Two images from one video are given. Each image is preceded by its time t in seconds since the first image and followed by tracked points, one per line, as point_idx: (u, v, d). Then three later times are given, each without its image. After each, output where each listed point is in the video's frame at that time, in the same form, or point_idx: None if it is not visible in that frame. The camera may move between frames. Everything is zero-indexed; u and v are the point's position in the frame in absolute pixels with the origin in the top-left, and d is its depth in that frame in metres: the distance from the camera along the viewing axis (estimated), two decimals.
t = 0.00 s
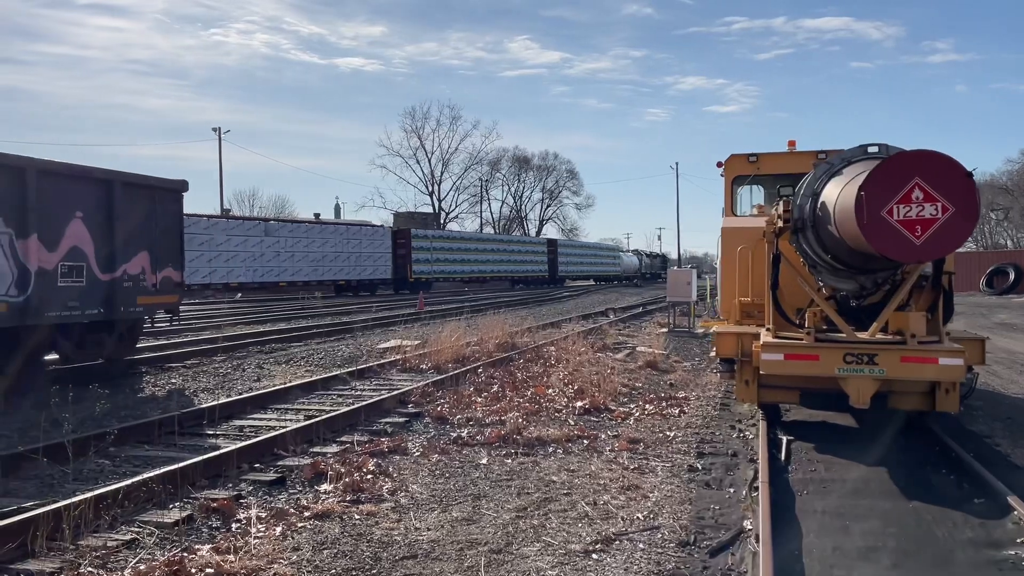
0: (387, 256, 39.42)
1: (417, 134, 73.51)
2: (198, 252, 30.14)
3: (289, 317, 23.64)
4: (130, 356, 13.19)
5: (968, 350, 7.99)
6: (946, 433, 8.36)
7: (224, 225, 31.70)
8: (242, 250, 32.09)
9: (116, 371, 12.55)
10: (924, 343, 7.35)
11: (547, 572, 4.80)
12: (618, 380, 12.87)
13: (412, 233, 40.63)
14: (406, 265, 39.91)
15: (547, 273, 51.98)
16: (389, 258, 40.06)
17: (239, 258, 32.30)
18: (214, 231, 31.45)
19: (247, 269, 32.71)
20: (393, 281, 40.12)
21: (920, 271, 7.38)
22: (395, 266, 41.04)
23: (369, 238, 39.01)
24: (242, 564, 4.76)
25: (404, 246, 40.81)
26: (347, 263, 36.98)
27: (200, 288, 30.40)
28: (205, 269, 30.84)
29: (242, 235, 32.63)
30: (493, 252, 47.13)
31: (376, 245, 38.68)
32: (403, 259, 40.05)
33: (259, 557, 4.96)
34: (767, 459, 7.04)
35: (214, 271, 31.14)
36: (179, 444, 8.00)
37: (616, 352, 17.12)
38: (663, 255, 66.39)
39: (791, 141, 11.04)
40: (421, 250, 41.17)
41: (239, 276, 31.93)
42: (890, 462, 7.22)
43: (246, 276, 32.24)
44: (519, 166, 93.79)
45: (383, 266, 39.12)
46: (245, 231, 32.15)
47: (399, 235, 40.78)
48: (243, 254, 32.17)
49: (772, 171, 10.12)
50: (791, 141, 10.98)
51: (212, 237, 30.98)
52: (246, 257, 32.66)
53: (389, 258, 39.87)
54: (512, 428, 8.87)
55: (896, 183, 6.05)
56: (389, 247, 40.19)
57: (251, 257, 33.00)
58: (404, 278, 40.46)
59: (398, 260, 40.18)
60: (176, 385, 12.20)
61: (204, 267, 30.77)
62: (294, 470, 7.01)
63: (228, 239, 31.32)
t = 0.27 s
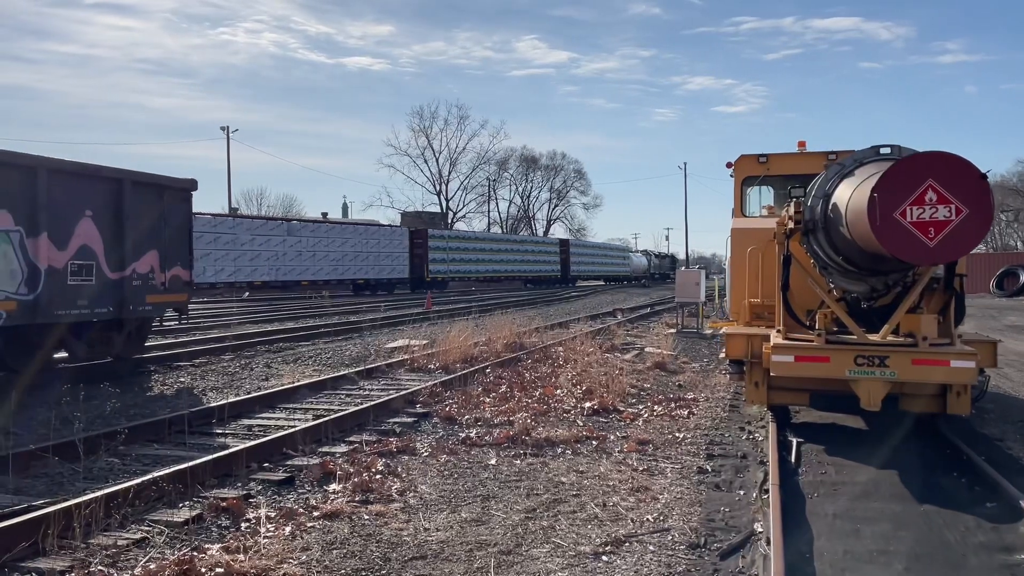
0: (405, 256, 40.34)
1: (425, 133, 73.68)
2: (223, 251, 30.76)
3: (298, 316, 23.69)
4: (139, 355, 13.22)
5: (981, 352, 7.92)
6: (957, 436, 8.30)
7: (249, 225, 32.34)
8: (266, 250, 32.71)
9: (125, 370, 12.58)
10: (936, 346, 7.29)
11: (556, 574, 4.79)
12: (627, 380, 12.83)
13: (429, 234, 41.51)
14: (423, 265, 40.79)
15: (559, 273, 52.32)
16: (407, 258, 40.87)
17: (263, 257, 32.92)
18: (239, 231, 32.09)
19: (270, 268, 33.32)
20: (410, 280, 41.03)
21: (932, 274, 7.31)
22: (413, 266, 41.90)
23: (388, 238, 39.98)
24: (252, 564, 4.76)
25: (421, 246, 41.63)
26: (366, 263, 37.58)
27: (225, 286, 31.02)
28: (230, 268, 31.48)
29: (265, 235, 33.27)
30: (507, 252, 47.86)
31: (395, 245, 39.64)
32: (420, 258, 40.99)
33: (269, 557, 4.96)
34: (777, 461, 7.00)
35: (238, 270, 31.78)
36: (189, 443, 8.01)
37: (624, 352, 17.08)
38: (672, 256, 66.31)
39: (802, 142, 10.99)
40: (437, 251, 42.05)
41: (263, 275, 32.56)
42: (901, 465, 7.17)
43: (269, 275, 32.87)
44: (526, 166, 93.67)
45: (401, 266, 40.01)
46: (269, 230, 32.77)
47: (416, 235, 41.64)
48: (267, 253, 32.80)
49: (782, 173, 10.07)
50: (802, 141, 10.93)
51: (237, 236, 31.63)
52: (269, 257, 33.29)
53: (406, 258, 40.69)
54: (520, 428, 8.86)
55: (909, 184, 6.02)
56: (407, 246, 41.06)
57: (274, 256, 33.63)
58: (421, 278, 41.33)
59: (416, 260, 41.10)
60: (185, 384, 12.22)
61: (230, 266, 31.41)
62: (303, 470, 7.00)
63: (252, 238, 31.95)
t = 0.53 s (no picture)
0: (422, 255, 41.30)
1: (433, 132, 73.88)
2: (247, 249, 31.74)
3: (306, 315, 23.76)
4: (148, 352, 13.27)
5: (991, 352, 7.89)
6: (966, 437, 8.27)
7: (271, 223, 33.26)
8: (288, 247, 33.60)
9: (134, 366, 12.64)
10: (946, 346, 7.27)
11: (566, 572, 4.79)
12: (634, 379, 12.82)
13: (445, 234, 42.42)
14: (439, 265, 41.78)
15: (570, 272, 52.60)
16: (423, 256, 41.82)
17: (285, 255, 33.82)
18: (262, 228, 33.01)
19: (291, 265, 34.21)
20: (427, 279, 42.00)
21: (943, 274, 7.28)
22: (429, 265, 42.80)
23: (405, 237, 40.98)
24: (263, 561, 4.78)
25: (437, 245, 42.51)
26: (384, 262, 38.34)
27: (248, 282, 31.91)
28: (253, 265, 32.41)
29: (287, 233, 34.19)
30: (520, 251, 48.56)
31: (412, 244, 40.63)
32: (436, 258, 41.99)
33: (279, 553, 4.98)
34: (786, 461, 6.99)
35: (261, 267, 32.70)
36: (199, 439, 8.05)
37: (631, 352, 17.08)
38: (679, 255, 66.27)
39: (812, 142, 10.96)
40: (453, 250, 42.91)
41: (285, 273, 33.56)
42: (910, 466, 7.15)
43: (292, 273, 33.88)
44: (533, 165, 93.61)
45: (417, 264, 41.02)
46: (291, 228, 33.65)
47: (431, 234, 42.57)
48: (289, 252, 33.79)
49: (791, 172, 10.06)
50: (811, 141, 10.89)
51: (261, 234, 32.56)
52: (290, 254, 34.17)
53: (423, 257, 41.61)
54: (528, 427, 8.87)
55: (921, 183, 6.01)
56: (423, 245, 41.99)
57: (296, 254, 34.55)
58: (437, 277, 42.25)
59: (432, 259, 42.09)
60: (194, 381, 12.27)
61: (253, 263, 32.33)
62: (312, 467, 7.03)
63: (275, 236, 32.82)
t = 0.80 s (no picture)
0: (437, 254, 42.12)
1: (438, 131, 74.06)
2: (268, 248, 32.73)
3: (311, 313, 23.81)
4: (155, 349, 13.31)
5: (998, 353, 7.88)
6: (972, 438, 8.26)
7: (291, 223, 34.18)
8: (307, 246, 34.56)
9: (141, 364, 12.68)
10: (953, 347, 7.26)
11: (571, 570, 4.81)
12: (639, 379, 12.82)
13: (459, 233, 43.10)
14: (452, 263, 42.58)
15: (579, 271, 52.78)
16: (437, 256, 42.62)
17: (304, 254, 34.72)
18: (282, 228, 33.93)
19: (310, 264, 35.11)
20: (441, 278, 42.82)
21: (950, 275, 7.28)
22: (442, 263, 43.49)
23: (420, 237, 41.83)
24: (270, 557, 4.81)
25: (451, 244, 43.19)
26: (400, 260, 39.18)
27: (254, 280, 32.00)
28: (274, 263, 33.40)
29: (306, 232, 35.08)
30: (531, 249, 49.01)
31: (427, 243, 41.46)
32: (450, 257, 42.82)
33: (286, 549, 5.00)
34: (792, 461, 6.99)
35: (282, 265, 33.70)
36: (205, 436, 8.08)
37: (635, 351, 17.08)
38: (685, 255, 66.21)
39: (818, 142, 10.95)
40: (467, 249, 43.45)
41: (305, 271, 34.61)
42: (916, 467, 7.15)
43: (311, 271, 34.94)
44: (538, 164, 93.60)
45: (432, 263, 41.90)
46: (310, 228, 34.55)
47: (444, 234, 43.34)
48: (308, 250, 34.77)
49: (797, 172, 10.04)
50: (817, 141, 10.88)
51: (281, 234, 33.57)
52: (309, 253, 35.06)
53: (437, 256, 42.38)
54: (534, 426, 8.89)
55: (929, 184, 6.00)
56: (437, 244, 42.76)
57: (314, 253, 35.42)
58: (450, 276, 42.85)
59: (445, 258, 42.88)
60: (201, 378, 12.31)
61: (274, 261, 33.34)
62: (319, 464, 7.06)
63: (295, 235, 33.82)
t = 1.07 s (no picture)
0: (448, 254, 42.74)
1: (440, 130, 74.15)
2: (284, 247, 33.32)
3: (313, 312, 23.84)
4: (157, 348, 13.33)
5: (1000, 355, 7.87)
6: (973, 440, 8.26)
7: (307, 222, 34.77)
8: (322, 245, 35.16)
9: (142, 362, 12.70)
10: (955, 348, 7.26)
11: (572, 570, 4.82)
12: (640, 379, 12.81)
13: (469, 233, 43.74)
14: (462, 261, 43.23)
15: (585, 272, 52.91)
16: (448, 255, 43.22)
17: (320, 252, 35.32)
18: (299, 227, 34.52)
19: (325, 262, 35.69)
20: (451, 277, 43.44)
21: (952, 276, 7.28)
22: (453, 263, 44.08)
23: (431, 237, 42.48)
24: (271, 556, 4.82)
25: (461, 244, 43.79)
26: (412, 259, 39.85)
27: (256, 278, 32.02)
28: (291, 262, 34.00)
29: (322, 231, 35.68)
30: (538, 249, 49.50)
31: (438, 243, 42.10)
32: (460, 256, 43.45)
33: (288, 548, 5.01)
34: (793, 462, 6.99)
35: (298, 263, 34.30)
36: (207, 435, 8.09)
37: (636, 352, 17.07)
38: (688, 255, 66.19)
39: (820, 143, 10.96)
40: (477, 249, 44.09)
41: (320, 270, 35.26)
42: (917, 468, 7.15)
43: (326, 270, 35.58)
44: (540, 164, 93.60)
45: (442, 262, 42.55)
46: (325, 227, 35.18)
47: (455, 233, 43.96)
48: (324, 249, 35.40)
49: (799, 172, 10.04)
50: (819, 142, 10.88)
51: (298, 233, 34.18)
52: (325, 252, 35.64)
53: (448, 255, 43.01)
54: (535, 426, 8.89)
55: (931, 186, 6.00)
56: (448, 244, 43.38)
57: (329, 251, 36.01)
58: (460, 275, 43.48)
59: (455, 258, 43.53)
60: (202, 377, 12.33)
61: (291, 260, 33.96)
62: (320, 464, 7.06)
63: (311, 235, 34.43)
